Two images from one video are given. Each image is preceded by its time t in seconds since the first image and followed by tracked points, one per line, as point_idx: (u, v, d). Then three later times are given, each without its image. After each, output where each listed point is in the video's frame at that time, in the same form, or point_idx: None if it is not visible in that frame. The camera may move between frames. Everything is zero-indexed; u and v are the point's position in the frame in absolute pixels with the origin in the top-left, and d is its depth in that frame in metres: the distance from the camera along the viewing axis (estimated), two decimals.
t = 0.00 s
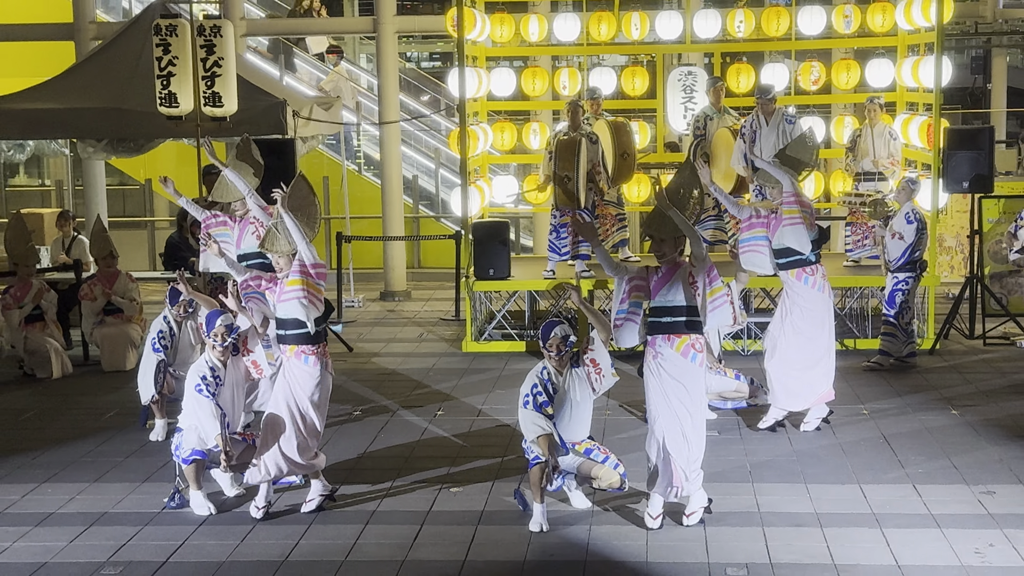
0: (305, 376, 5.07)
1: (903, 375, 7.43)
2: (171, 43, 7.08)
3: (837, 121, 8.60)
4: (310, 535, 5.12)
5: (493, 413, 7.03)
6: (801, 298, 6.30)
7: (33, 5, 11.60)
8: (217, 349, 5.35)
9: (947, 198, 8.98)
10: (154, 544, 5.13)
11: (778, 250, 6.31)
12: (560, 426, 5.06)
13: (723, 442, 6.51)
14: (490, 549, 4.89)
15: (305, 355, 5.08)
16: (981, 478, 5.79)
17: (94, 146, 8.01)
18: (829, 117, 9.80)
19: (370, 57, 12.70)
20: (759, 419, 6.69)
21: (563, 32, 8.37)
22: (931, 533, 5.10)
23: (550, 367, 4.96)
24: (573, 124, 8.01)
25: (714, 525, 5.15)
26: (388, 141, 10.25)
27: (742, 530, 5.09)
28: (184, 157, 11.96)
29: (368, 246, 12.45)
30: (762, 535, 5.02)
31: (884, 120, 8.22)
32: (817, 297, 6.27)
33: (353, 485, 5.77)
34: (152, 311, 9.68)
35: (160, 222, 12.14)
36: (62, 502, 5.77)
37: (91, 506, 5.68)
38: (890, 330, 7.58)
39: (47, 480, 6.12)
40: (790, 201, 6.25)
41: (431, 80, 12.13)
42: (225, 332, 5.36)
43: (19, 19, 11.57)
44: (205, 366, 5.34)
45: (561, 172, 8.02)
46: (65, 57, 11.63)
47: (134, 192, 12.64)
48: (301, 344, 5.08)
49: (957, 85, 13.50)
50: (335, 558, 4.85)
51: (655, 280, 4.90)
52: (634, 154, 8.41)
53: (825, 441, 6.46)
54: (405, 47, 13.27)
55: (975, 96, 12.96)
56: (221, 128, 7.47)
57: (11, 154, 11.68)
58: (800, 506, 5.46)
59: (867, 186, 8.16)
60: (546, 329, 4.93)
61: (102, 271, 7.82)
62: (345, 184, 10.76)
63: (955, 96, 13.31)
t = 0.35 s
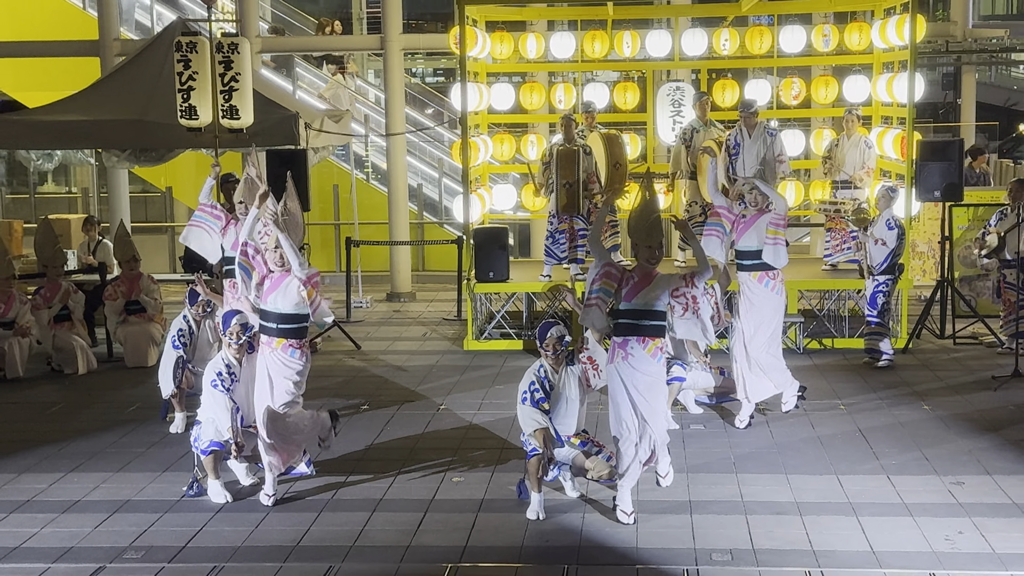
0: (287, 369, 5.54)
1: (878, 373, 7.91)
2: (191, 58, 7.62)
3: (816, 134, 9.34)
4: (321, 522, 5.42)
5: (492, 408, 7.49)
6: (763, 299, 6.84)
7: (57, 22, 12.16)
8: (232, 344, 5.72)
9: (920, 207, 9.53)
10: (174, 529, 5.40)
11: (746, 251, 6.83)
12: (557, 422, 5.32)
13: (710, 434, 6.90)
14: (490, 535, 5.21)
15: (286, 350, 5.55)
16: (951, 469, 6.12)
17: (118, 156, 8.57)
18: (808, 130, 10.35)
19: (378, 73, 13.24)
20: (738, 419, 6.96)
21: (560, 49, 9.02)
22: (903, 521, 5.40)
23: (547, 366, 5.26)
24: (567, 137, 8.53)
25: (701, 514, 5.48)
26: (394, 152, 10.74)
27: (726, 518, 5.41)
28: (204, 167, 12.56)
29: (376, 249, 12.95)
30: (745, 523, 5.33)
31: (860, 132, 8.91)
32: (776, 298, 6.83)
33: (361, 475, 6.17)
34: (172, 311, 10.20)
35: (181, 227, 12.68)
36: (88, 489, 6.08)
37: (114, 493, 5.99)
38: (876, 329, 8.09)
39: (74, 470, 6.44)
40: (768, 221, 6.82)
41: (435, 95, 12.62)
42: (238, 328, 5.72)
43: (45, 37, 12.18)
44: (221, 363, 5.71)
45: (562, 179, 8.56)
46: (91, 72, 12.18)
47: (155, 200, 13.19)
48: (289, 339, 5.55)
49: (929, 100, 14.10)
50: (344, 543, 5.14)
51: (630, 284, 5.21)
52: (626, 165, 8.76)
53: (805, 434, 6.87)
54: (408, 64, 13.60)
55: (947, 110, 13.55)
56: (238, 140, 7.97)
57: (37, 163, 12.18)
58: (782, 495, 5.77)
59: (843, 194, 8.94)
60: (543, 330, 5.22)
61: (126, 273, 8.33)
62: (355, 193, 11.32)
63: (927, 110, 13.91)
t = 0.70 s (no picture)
0: (273, 375, 5.64)
1: (870, 375, 8.07)
2: (198, 63, 7.70)
3: (810, 139, 9.51)
4: (322, 519, 5.56)
5: (492, 407, 7.64)
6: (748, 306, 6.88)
7: (64, 27, 12.32)
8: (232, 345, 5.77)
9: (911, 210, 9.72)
10: (177, 525, 5.53)
11: (743, 260, 6.82)
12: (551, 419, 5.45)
13: (704, 434, 7.04)
14: (486, 532, 5.34)
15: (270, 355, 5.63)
16: (941, 469, 6.26)
17: (124, 158, 8.73)
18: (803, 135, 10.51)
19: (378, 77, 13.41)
20: (729, 419, 7.07)
21: (559, 55, 9.19)
22: (895, 519, 5.54)
23: (544, 367, 5.37)
24: (565, 141, 8.70)
25: (697, 512, 5.62)
26: (395, 155, 10.89)
27: (721, 516, 5.55)
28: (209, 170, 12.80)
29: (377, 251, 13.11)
30: (739, 521, 5.47)
31: (854, 139, 9.09)
32: (760, 310, 6.92)
33: (364, 472, 6.33)
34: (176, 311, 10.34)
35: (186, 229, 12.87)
36: (93, 486, 6.22)
37: (119, 490, 6.13)
38: (879, 330, 8.27)
39: (79, 467, 6.57)
40: (772, 242, 7.09)
41: (436, 100, 12.76)
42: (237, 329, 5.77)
43: (51, 42, 12.35)
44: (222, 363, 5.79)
45: (561, 183, 8.72)
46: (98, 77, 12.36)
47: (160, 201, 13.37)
48: (276, 348, 5.62)
49: (923, 105, 14.28)
50: (345, 539, 5.28)
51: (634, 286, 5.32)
52: (622, 169, 9.12)
53: (799, 434, 7.00)
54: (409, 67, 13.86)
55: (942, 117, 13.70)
56: (243, 143, 8.12)
57: (44, 165, 12.36)
58: (775, 493, 5.92)
59: (836, 201, 9.12)
60: (540, 332, 5.33)
61: (132, 273, 8.53)
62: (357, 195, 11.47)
63: (921, 115, 14.07)
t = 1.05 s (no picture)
0: (271, 381, 5.68)
1: (863, 377, 8.20)
2: (202, 67, 7.88)
3: (805, 145, 9.69)
4: (322, 516, 5.69)
5: (491, 406, 7.77)
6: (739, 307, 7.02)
7: (70, 31, 12.46)
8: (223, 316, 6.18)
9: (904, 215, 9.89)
10: (181, 522, 5.65)
11: (739, 265, 6.98)
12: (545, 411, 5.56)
13: (699, 434, 7.18)
14: (484, 529, 5.47)
15: (268, 365, 5.68)
16: (931, 469, 6.39)
17: (130, 161, 8.88)
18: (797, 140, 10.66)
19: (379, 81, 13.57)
20: (726, 419, 7.20)
21: (557, 60, 9.34)
22: (887, 518, 5.67)
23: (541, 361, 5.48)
24: (563, 145, 8.83)
25: (691, 510, 5.75)
26: (396, 158, 11.03)
27: (715, 515, 5.68)
28: (213, 172, 12.96)
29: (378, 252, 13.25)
30: (733, 520, 5.59)
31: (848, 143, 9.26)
32: (752, 310, 7.05)
33: (365, 469, 6.47)
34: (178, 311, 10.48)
35: (189, 229, 13.02)
36: (98, 483, 6.34)
37: (124, 487, 6.25)
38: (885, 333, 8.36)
39: (85, 464, 6.70)
40: (762, 243, 7.14)
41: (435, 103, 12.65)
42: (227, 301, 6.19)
43: (58, 45, 12.50)
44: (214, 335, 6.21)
45: (559, 187, 8.85)
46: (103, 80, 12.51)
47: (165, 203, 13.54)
48: (277, 355, 5.67)
49: (916, 111, 14.44)
50: (346, 536, 5.41)
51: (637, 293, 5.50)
52: (617, 173, 9.09)
53: (792, 434, 7.14)
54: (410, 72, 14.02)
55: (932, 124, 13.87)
56: (247, 146, 8.27)
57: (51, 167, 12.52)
58: (768, 492, 6.04)
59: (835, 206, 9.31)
60: (537, 328, 5.43)
61: (137, 273, 8.69)
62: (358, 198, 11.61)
63: (913, 122, 14.24)
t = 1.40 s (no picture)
0: (270, 382, 5.73)
1: (856, 378, 8.30)
2: (204, 70, 7.96)
3: (800, 149, 9.79)
4: (322, 514, 5.77)
5: (489, 406, 7.86)
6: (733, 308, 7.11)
7: (72, 34, 12.55)
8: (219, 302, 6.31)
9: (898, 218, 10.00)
10: (181, 520, 5.73)
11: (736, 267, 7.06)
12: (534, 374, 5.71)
13: (695, 434, 7.27)
14: (481, 528, 5.56)
15: (267, 365, 5.73)
16: (924, 469, 6.48)
17: (132, 163, 8.97)
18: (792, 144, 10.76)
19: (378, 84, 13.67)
20: (720, 419, 7.30)
21: (556, 64, 9.45)
22: (879, 518, 5.75)
23: (535, 328, 5.63)
24: (560, 148, 8.93)
25: (686, 510, 5.84)
26: (396, 161, 11.12)
27: (710, 514, 5.77)
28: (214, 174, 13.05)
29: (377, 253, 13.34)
30: (728, 519, 5.68)
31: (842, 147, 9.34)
32: (748, 312, 7.13)
33: (365, 468, 6.56)
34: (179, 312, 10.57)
35: (191, 231, 13.11)
36: (99, 481, 6.43)
37: (124, 485, 6.33)
38: (875, 337, 8.43)
39: (86, 462, 6.78)
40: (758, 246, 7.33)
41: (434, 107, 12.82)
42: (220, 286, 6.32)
43: (60, 48, 12.60)
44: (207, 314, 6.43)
45: (558, 191, 8.95)
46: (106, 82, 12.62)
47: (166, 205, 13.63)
48: (276, 356, 5.73)
49: (909, 116, 14.56)
50: (345, 535, 5.49)
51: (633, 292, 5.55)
52: (615, 176, 9.30)
53: (786, 434, 7.23)
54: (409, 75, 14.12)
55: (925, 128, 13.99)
56: (248, 149, 8.36)
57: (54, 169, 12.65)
58: (763, 492, 6.13)
59: (831, 209, 9.41)
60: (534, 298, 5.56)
61: (137, 274, 8.79)
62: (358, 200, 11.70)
63: (907, 127, 14.36)
